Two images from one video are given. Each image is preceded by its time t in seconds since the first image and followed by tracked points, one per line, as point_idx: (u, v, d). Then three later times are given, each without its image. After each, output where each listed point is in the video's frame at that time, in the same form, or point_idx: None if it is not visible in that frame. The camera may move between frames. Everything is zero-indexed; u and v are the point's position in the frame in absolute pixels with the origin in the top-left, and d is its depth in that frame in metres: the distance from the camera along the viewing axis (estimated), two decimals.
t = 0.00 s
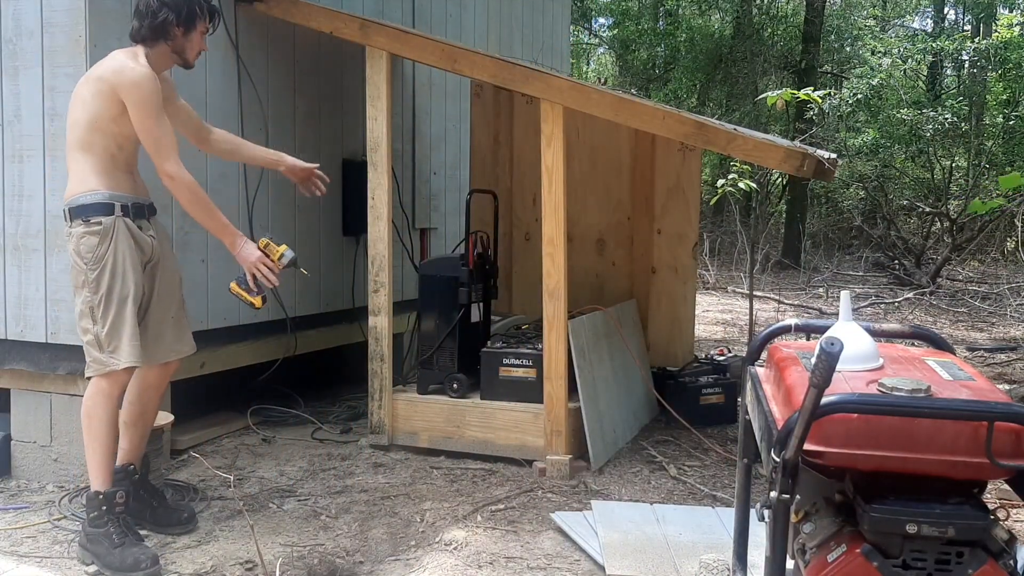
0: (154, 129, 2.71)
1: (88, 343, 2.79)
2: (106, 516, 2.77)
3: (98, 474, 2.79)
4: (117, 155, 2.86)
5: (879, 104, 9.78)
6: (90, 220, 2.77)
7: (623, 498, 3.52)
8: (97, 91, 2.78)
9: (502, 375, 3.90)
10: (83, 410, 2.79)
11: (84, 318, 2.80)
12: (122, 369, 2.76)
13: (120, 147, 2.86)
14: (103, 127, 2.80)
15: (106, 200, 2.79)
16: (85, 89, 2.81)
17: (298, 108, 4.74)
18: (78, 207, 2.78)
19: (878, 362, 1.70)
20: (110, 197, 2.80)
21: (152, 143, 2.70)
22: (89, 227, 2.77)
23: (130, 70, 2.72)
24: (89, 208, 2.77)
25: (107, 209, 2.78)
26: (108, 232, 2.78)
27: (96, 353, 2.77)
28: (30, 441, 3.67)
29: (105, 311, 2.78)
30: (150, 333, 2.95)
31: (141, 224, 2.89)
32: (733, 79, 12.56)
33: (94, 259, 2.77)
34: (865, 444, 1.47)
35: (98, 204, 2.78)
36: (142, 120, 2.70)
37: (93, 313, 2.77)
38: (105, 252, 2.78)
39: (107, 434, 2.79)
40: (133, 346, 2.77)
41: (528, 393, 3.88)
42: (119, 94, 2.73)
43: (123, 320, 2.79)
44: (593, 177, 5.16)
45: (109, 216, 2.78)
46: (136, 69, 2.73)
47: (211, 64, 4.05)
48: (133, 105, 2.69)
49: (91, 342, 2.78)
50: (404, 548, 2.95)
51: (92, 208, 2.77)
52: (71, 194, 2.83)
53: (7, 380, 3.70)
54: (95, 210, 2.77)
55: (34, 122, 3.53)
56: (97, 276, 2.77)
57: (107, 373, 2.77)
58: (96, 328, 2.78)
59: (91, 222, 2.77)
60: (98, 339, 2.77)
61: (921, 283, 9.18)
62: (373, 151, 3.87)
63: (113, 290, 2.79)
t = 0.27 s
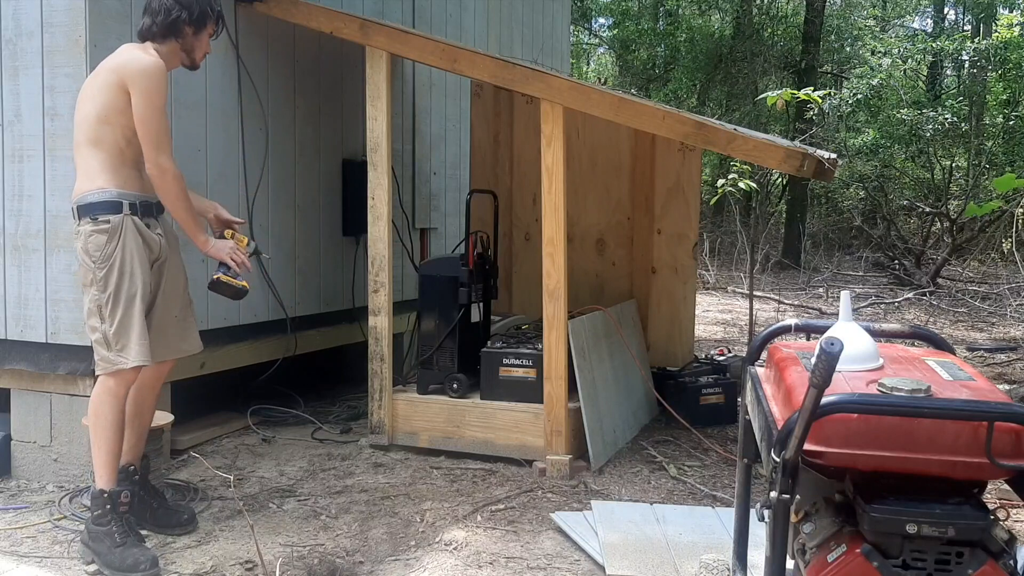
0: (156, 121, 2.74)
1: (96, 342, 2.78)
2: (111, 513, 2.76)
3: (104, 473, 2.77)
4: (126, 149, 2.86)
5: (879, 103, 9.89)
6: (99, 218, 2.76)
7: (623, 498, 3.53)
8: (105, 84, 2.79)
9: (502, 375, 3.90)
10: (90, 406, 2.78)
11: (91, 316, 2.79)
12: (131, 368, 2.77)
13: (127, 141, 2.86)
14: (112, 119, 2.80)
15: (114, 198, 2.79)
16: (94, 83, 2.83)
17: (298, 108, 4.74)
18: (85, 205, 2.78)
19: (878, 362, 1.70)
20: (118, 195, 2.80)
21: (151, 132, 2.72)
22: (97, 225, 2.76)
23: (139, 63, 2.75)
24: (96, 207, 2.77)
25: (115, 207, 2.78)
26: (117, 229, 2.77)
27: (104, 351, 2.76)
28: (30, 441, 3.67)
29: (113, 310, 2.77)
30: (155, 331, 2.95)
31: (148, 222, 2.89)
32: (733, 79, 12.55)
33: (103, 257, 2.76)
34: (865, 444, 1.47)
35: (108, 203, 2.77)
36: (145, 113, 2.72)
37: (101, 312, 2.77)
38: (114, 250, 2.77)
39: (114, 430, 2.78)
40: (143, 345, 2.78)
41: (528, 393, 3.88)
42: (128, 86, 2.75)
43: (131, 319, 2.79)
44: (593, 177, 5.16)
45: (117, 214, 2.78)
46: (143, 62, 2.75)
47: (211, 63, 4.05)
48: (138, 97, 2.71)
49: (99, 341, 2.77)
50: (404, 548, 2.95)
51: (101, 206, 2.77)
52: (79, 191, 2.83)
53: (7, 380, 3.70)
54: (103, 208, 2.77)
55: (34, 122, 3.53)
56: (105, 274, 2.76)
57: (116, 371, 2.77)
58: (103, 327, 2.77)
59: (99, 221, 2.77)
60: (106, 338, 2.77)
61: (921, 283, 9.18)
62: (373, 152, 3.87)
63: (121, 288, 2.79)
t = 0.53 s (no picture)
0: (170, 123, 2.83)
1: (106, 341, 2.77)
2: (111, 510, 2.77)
3: (98, 475, 2.75)
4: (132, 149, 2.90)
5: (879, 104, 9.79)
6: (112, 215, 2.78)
7: (623, 498, 3.53)
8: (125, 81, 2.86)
9: (502, 375, 3.90)
10: (100, 405, 2.75)
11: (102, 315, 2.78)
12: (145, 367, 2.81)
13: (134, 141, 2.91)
14: (130, 119, 2.86)
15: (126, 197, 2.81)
16: (107, 81, 2.87)
17: (298, 108, 4.74)
18: (95, 202, 2.78)
19: (878, 362, 1.70)
20: (129, 193, 2.82)
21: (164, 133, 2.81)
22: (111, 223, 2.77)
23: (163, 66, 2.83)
24: (107, 203, 2.78)
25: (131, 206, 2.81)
26: (133, 228, 2.80)
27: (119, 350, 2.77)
28: (31, 441, 3.67)
29: (131, 309, 2.80)
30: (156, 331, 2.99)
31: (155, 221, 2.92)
32: (733, 79, 12.54)
33: (120, 255, 2.78)
34: (865, 444, 1.47)
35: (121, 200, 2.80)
36: (163, 117, 2.81)
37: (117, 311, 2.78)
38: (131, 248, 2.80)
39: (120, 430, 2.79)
40: (160, 345, 2.84)
41: (528, 393, 3.88)
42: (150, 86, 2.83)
43: (146, 318, 2.83)
44: (592, 177, 5.15)
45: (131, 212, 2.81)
46: (172, 66, 2.84)
47: (212, 64, 4.05)
48: (160, 101, 2.79)
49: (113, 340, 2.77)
50: (404, 548, 2.95)
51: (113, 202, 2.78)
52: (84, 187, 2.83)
53: (7, 380, 3.70)
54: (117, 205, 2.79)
55: (34, 122, 3.53)
56: (123, 273, 2.79)
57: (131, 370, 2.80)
58: (117, 325, 2.78)
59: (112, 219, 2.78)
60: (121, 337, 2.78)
61: (921, 283, 9.18)
62: (373, 152, 3.87)
63: (139, 288, 2.82)
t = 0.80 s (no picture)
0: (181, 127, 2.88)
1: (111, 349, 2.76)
2: (118, 512, 2.78)
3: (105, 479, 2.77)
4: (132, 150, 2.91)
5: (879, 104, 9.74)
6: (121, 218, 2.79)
7: (623, 498, 3.53)
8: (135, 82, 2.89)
9: (502, 375, 3.90)
10: (102, 417, 2.77)
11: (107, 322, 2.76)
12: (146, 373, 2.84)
13: (137, 143, 2.92)
14: (140, 120, 2.90)
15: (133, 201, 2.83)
16: (117, 82, 2.89)
17: (298, 108, 4.74)
18: (103, 204, 2.77)
19: (878, 362, 1.70)
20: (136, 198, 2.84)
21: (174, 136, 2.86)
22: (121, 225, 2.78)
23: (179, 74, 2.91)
24: (115, 206, 2.78)
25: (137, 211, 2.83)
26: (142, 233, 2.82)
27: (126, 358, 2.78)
28: (31, 441, 3.68)
29: (136, 314, 2.81)
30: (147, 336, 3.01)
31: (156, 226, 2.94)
32: (733, 79, 12.55)
33: (129, 261, 2.79)
34: (864, 444, 1.47)
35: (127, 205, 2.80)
36: (175, 127, 2.86)
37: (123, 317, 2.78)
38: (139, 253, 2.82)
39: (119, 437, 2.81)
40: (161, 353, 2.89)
41: (528, 393, 3.88)
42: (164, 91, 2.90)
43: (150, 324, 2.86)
44: (592, 177, 5.15)
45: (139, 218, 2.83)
46: (191, 80, 2.92)
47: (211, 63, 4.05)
48: (173, 109, 2.85)
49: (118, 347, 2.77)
50: (404, 548, 2.95)
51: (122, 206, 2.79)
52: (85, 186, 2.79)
53: (7, 379, 3.70)
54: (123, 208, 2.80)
55: (34, 122, 3.53)
56: (133, 278, 2.80)
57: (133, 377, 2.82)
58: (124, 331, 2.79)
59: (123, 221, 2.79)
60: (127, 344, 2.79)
61: (921, 283, 9.18)
62: (373, 152, 3.87)
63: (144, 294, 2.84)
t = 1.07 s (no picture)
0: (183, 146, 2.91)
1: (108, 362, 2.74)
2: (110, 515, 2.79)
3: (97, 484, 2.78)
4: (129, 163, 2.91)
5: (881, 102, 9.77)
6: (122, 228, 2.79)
7: (623, 498, 3.53)
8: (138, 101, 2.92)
9: (502, 375, 3.90)
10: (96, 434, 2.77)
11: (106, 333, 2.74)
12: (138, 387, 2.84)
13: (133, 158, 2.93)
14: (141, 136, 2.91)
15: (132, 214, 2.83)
16: (125, 104, 2.91)
17: (298, 108, 4.74)
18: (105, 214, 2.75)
19: (878, 362, 1.70)
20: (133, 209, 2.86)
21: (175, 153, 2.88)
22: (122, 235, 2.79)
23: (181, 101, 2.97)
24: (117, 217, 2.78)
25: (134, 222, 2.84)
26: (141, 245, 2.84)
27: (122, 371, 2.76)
28: (31, 441, 3.68)
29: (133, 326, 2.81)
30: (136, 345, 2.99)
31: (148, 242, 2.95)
32: (733, 79, 12.55)
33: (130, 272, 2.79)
34: (864, 445, 1.47)
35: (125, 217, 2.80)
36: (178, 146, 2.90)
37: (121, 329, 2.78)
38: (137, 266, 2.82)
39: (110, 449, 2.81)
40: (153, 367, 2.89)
41: (528, 393, 3.88)
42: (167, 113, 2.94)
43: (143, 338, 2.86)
44: (592, 177, 5.15)
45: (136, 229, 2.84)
46: (194, 114, 2.99)
47: (211, 63, 4.05)
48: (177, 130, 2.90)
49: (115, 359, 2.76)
50: (403, 548, 2.95)
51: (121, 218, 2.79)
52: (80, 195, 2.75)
53: (7, 380, 3.70)
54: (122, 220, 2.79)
55: (34, 122, 3.53)
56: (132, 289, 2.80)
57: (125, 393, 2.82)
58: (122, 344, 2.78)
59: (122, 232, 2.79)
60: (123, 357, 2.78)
61: (921, 283, 9.18)
62: (373, 152, 3.87)
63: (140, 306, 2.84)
